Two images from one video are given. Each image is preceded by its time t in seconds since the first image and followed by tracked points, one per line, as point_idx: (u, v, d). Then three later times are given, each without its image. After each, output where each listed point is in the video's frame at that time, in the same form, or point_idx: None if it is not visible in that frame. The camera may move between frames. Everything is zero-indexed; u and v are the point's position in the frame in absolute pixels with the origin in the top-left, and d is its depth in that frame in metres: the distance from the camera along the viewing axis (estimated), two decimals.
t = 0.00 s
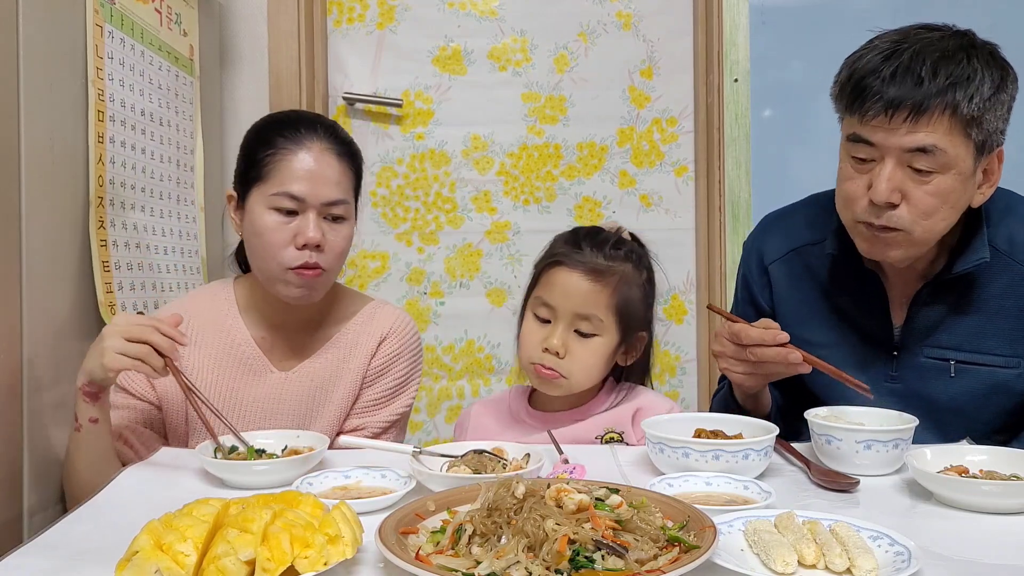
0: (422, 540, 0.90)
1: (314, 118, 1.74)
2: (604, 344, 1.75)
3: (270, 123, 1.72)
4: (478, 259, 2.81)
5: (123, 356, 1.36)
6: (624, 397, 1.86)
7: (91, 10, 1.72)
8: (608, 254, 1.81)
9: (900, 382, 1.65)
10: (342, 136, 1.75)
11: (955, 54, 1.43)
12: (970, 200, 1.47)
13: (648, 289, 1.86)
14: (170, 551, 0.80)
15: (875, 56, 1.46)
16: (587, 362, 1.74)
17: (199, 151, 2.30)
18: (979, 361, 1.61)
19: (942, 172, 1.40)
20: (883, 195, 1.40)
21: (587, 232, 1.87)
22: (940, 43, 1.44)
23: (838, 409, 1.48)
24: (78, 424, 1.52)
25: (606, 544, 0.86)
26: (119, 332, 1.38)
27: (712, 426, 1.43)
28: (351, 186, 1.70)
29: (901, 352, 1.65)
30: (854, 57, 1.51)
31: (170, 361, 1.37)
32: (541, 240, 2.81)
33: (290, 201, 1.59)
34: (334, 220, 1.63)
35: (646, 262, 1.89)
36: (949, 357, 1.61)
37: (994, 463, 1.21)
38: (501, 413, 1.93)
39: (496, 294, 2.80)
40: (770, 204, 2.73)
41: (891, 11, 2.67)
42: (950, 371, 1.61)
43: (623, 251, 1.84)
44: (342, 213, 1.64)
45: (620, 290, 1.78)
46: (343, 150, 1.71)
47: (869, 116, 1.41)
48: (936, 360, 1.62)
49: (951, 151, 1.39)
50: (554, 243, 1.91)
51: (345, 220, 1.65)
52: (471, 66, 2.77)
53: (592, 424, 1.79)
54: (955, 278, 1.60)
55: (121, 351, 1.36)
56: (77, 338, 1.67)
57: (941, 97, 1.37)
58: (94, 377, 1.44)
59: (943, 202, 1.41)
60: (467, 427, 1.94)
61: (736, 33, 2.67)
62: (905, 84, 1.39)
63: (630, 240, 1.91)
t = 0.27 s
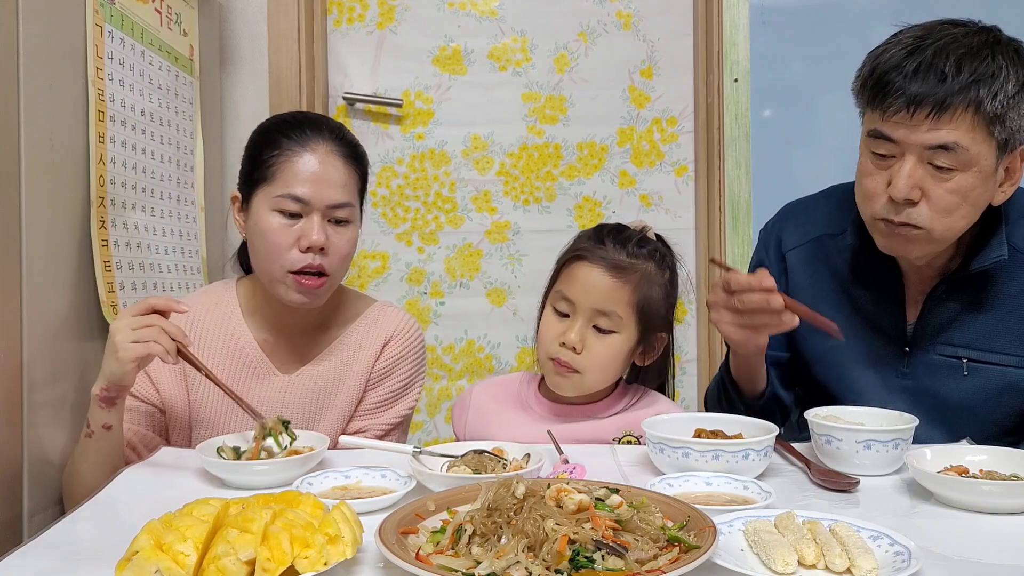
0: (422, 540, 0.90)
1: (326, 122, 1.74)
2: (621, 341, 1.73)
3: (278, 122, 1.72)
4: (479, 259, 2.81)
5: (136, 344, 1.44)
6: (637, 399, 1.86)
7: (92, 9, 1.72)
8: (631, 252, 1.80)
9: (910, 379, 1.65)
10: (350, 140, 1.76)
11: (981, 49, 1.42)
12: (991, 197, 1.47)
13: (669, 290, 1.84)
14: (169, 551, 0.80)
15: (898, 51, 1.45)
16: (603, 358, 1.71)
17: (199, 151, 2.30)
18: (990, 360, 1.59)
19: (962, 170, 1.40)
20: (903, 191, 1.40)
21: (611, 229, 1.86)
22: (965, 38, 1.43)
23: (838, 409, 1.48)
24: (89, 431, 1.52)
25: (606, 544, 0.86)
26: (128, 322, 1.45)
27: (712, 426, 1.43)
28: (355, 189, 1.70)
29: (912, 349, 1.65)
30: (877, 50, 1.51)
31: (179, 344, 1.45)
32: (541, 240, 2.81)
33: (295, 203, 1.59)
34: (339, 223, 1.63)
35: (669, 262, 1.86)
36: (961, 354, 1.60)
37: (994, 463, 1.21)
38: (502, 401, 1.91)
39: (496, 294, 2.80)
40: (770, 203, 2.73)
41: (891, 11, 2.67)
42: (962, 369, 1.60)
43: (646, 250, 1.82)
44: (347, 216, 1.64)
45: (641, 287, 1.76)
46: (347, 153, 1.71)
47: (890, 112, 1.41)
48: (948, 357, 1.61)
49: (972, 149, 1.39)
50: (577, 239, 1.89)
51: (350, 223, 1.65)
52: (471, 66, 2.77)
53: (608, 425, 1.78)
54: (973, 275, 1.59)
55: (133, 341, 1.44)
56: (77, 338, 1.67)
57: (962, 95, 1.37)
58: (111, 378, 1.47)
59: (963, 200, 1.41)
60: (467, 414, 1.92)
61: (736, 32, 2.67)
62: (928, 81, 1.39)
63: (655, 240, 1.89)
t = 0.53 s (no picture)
0: (422, 540, 0.90)
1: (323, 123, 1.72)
2: (625, 341, 1.73)
3: (277, 128, 1.69)
4: (478, 259, 2.81)
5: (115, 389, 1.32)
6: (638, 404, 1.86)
7: (92, 9, 1.72)
8: (634, 251, 1.80)
9: (920, 371, 1.64)
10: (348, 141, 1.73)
11: (1008, 46, 1.42)
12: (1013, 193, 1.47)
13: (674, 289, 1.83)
14: (170, 551, 0.80)
15: (925, 45, 1.45)
16: (606, 358, 1.71)
17: (199, 151, 2.30)
18: (1000, 356, 1.58)
19: (987, 165, 1.39)
20: (926, 186, 1.40)
21: (613, 229, 1.86)
22: (992, 34, 1.43)
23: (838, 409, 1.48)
24: (67, 453, 1.48)
25: (606, 544, 0.86)
26: (104, 365, 1.32)
27: (712, 426, 1.43)
28: (349, 198, 1.66)
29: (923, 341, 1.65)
30: (904, 44, 1.50)
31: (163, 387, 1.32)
32: (541, 240, 2.81)
33: (280, 214, 1.56)
34: (326, 235, 1.60)
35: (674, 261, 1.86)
36: (973, 350, 1.59)
37: (994, 463, 1.21)
38: (503, 391, 1.91)
39: (496, 294, 2.80)
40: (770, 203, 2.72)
41: (891, 11, 2.67)
42: (972, 364, 1.59)
43: (650, 250, 1.82)
44: (334, 228, 1.60)
45: (643, 287, 1.76)
46: (344, 158, 1.68)
47: (916, 105, 1.40)
48: (960, 352, 1.60)
49: (997, 145, 1.38)
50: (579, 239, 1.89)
51: (338, 233, 1.61)
52: (471, 66, 2.77)
53: (612, 427, 1.78)
54: (992, 269, 1.58)
55: (112, 387, 1.32)
56: (77, 338, 1.67)
57: (990, 90, 1.36)
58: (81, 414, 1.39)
59: (986, 195, 1.41)
60: (467, 400, 1.92)
61: (736, 33, 2.67)
62: (955, 75, 1.38)
63: (659, 240, 1.89)
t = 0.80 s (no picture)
0: (422, 540, 0.90)
1: (316, 125, 1.71)
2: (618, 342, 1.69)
3: (267, 131, 1.68)
4: (479, 259, 2.81)
5: (106, 410, 1.36)
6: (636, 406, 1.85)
7: (91, 9, 1.72)
8: (624, 250, 1.79)
9: (927, 367, 1.63)
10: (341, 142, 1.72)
11: None
12: None
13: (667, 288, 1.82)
14: (169, 551, 0.80)
15: (943, 41, 1.40)
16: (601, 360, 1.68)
17: (199, 151, 2.30)
18: (1007, 356, 1.56)
19: (1003, 162, 1.35)
20: (941, 182, 1.36)
21: (604, 231, 1.85)
22: (1013, 30, 1.38)
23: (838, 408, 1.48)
24: (79, 485, 1.54)
25: (606, 544, 0.86)
26: (92, 390, 1.37)
27: (712, 426, 1.43)
28: (343, 201, 1.64)
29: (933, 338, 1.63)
30: (922, 41, 1.46)
31: (150, 396, 1.39)
32: (541, 240, 2.81)
33: (272, 220, 1.55)
34: (319, 240, 1.59)
35: (665, 259, 1.86)
36: (981, 349, 1.57)
37: (995, 463, 1.21)
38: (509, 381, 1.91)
39: (496, 294, 2.80)
40: (771, 203, 2.72)
41: (891, 10, 2.67)
42: (981, 363, 1.58)
43: (640, 249, 1.81)
44: (328, 232, 1.59)
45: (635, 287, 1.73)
46: (337, 161, 1.67)
47: (934, 100, 1.35)
48: (967, 351, 1.59)
49: (1015, 142, 1.34)
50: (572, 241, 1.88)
51: (333, 237, 1.60)
52: (471, 66, 2.77)
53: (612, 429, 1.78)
54: (1003, 268, 1.55)
55: (104, 408, 1.37)
56: (77, 338, 1.67)
57: (1011, 85, 1.31)
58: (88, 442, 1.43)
59: (1001, 193, 1.38)
60: (474, 388, 1.93)
61: (736, 32, 2.66)
62: (975, 70, 1.33)
63: (650, 238, 1.89)
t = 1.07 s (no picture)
0: (422, 540, 0.90)
1: (312, 126, 1.72)
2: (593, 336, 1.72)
3: (259, 133, 1.69)
4: (479, 259, 2.81)
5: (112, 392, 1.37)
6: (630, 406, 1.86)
7: (91, 9, 1.72)
8: (585, 245, 1.80)
9: (930, 368, 1.63)
10: (337, 142, 1.72)
11: None
12: None
13: (634, 276, 1.84)
14: (169, 551, 0.80)
15: (951, 41, 1.40)
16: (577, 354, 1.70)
17: (199, 151, 2.30)
18: (1011, 357, 1.57)
19: (1010, 163, 1.35)
20: (948, 183, 1.36)
21: (565, 228, 1.87)
22: (1021, 31, 1.37)
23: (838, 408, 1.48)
24: (74, 475, 1.49)
25: (606, 544, 0.86)
26: (99, 369, 1.38)
27: (712, 426, 1.43)
28: (340, 202, 1.64)
29: (936, 339, 1.63)
30: (930, 41, 1.45)
31: (157, 376, 1.38)
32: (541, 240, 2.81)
33: (269, 225, 1.54)
34: (317, 243, 1.58)
35: (631, 247, 1.87)
36: (985, 350, 1.58)
37: (994, 463, 1.21)
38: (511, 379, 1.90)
39: (496, 294, 2.80)
40: (770, 203, 2.72)
41: (891, 11, 2.67)
42: (984, 365, 1.58)
43: (601, 241, 1.83)
44: (325, 236, 1.58)
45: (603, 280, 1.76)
46: (334, 163, 1.67)
47: (941, 102, 1.35)
48: (971, 352, 1.59)
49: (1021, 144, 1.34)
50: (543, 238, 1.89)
51: (331, 241, 1.60)
52: (471, 66, 2.77)
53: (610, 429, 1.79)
54: (1007, 270, 1.56)
55: (111, 389, 1.37)
56: (77, 338, 1.67)
57: (1018, 87, 1.31)
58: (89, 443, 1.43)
59: (1009, 193, 1.37)
60: (475, 383, 1.92)
61: (737, 32, 2.66)
62: (983, 71, 1.33)
63: (614, 229, 1.90)
